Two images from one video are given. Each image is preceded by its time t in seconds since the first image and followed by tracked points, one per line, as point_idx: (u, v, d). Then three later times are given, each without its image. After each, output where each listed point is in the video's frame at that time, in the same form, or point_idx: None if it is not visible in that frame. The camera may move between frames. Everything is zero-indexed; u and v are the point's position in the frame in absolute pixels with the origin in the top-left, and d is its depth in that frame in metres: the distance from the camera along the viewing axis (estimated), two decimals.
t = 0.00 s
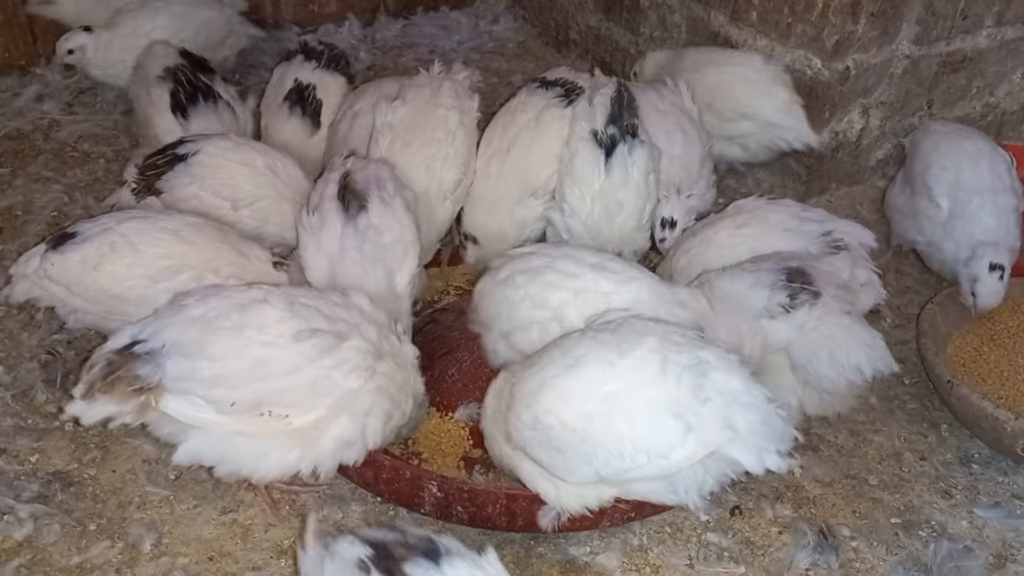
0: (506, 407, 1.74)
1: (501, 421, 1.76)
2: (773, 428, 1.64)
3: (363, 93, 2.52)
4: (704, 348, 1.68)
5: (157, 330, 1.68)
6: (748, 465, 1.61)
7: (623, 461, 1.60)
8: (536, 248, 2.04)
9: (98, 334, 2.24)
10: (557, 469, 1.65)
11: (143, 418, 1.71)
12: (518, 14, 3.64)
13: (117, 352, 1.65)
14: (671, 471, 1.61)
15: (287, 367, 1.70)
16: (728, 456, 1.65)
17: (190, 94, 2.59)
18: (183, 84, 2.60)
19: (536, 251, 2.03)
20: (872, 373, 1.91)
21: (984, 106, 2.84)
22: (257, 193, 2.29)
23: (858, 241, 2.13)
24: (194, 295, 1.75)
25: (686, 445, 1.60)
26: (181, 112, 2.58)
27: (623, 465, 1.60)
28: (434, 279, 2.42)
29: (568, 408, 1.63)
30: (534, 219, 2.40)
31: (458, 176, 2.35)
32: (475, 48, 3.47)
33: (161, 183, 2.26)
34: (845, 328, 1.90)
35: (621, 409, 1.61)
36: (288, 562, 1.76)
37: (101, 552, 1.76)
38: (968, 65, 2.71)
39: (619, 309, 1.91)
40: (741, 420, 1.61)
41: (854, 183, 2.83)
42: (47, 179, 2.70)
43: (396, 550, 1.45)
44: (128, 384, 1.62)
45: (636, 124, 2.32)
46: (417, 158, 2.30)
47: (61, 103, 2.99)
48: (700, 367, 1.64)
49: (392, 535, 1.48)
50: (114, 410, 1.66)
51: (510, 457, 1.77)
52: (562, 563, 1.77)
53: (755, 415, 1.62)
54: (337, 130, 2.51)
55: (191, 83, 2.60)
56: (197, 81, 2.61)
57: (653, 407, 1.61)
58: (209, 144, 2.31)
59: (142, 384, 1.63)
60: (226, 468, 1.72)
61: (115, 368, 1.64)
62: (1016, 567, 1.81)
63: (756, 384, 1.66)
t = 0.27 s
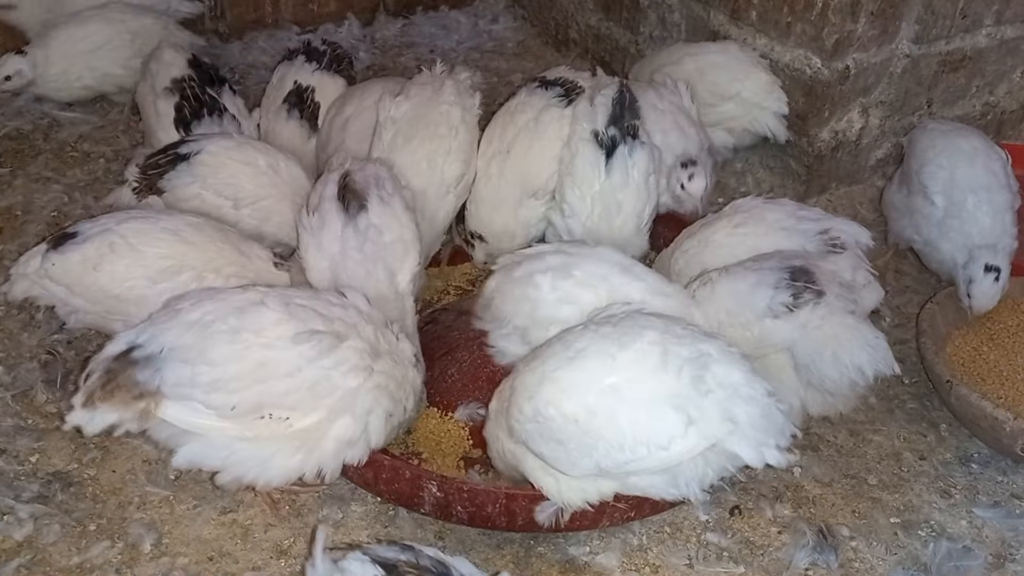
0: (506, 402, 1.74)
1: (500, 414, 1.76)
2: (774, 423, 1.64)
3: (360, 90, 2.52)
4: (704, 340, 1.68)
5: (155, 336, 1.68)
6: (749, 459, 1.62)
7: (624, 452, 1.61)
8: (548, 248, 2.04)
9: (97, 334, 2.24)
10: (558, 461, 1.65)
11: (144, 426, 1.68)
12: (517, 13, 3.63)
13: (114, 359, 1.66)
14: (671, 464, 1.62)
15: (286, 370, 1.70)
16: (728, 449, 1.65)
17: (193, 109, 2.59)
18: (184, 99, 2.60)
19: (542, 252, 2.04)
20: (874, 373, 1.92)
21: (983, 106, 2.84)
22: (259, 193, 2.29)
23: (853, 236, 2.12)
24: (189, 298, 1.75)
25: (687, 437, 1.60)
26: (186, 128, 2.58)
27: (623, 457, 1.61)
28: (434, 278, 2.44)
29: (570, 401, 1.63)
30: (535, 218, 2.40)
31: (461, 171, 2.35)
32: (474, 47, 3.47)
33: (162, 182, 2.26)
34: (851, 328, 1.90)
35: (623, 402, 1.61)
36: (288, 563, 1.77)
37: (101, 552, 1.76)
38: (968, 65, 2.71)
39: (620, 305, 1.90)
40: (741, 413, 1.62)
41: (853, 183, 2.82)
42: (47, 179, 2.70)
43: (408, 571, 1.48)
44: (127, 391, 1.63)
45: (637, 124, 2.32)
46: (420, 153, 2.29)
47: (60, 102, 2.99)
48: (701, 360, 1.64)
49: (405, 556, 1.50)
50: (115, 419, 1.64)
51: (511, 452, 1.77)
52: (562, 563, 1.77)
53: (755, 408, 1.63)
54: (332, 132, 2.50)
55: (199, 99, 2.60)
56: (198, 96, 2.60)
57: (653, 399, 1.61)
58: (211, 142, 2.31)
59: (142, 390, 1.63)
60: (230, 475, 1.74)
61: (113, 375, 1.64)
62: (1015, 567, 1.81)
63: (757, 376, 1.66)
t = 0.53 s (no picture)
0: (519, 397, 1.72)
1: (508, 412, 1.75)
2: (789, 429, 1.62)
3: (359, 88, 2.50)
4: (723, 345, 1.68)
5: (159, 337, 1.67)
6: (765, 461, 1.60)
7: (637, 453, 1.60)
8: (544, 249, 2.04)
9: (95, 335, 2.24)
10: (570, 463, 1.64)
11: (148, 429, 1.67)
12: (515, 13, 3.63)
13: (117, 360, 1.64)
14: (682, 467, 1.62)
15: (293, 373, 1.70)
16: (744, 453, 1.65)
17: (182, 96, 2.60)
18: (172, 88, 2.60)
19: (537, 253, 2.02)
20: (867, 370, 1.90)
21: (981, 105, 2.84)
22: (253, 193, 2.29)
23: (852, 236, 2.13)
24: (191, 300, 1.74)
25: (701, 440, 1.60)
26: (175, 117, 2.58)
27: (637, 458, 1.60)
28: (432, 278, 2.44)
29: (584, 402, 1.62)
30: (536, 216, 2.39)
31: (467, 168, 2.36)
32: (472, 47, 3.46)
33: (156, 183, 2.26)
34: (844, 327, 1.89)
35: (637, 402, 1.61)
36: (285, 563, 1.76)
37: (99, 553, 1.76)
38: (966, 64, 2.71)
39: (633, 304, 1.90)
40: (757, 417, 1.61)
41: (852, 182, 2.82)
42: (44, 180, 2.70)
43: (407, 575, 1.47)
44: (132, 394, 1.61)
45: (635, 122, 2.32)
46: (425, 151, 2.30)
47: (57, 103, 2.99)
48: (719, 364, 1.64)
49: (404, 559, 1.50)
50: (119, 421, 1.63)
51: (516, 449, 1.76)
52: (560, 563, 1.77)
53: (771, 412, 1.62)
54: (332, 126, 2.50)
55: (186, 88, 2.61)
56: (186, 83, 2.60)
57: (669, 400, 1.61)
58: (206, 143, 2.31)
59: (147, 393, 1.62)
60: (235, 482, 1.72)
61: (118, 376, 1.62)
62: (1014, 566, 1.81)
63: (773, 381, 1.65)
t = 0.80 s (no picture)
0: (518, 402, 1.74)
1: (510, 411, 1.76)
2: (792, 408, 1.65)
3: (358, 88, 2.51)
4: (722, 331, 1.68)
5: (163, 337, 1.68)
6: (771, 445, 1.62)
7: (644, 443, 1.60)
8: (534, 247, 2.03)
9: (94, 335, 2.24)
10: (573, 460, 1.64)
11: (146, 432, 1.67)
12: (514, 13, 3.63)
13: (120, 359, 1.65)
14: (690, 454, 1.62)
15: (296, 378, 1.69)
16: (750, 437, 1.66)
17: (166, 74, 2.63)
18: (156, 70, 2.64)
19: (516, 253, 2.03)
20: (869, 374, 1.91)
21: (980, 105, 2.84)
22: (248, 197, 2.29)
23: (850, 230, 2.14)
24: (197, 301, 1.75)
25: (708, 426, 1.61)
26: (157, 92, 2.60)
27: (643, 449, 1.60)
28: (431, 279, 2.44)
29: (587, 397, 1.62)
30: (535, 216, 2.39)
31: (463, 169, 2.36)
32: (472, 47, 3.46)
33: (155, 183, 2.27)
34: (845, 328, 1.90)
35: (640, 392, 1.61)
36: (284, 563, 1.76)
37: (99, 553, 1.76)
38: (964, 64, 2.71)
39: (620, 301, 1.89)
40: (763, 400, 1.62)
41: (851, 182, 2.82)
42: (43, 180, 2.70)
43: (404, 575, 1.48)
44: (137, 391, 1.63)
45: (634, 125, 2.32)
46: (423, 150, 2.31)
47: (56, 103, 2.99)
48: (721, 347, 1.64)
49: (400, 559, 1.50)
50: (115, 419, 1.64)
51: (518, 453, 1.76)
52: (559, 564, 1.77)
53: (774, 394, 1.63)
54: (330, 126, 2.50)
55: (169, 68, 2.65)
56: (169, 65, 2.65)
57: (671, 387, 1.61)
58: (202, 144, 2.31)
59: (149, 393, 1.63)
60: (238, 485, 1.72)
61: (123, 374, 1.64)
62: (1012, 566, 1.81)
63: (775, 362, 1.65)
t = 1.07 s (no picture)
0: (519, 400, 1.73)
1: (509, 411, 1.76)
2: (792, 412, 1.65)
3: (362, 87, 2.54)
4: (726, 333, 1.69)
5: (162, 343, 1.68)
6: (769, 448, 1.63)
7: (642, 443, 1.61)
8: (540, 259, 2.04)
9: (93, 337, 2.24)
10: (573, 458, 1.64)
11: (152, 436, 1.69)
12: (514, 14, 3.64)
13: (119, 367, 1.65)
14: (689, 457, 1.62)
15: (298, 375, 1.70)
16: (747, 439, 1.67)
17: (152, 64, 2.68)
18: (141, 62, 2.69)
19: (529, 264, 2.03)
20: (870, 373, 1.90)
21: (979, 106, 2.85)
22: (242, 203, 2.30)
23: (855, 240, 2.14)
24: (193, 305, 1.75)
25: (706, 427, 1.61)
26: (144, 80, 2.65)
27: (642, 448, 1.61)
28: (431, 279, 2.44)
29: (588, 395, 1.62)
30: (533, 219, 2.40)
31: (465, 172, 2.36)
32: (471, 48, 3.47)
33: (144, 192, 2.26)
34: (847, 327, 1.89)
35: (640, 393, 1.62)
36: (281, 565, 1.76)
37: (98, 555, 1.76)
38: (964, 65, 2.72)
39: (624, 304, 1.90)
40: (763, 401, 1.63)
41: (850, 183, 2.83)
42: (42, 181, 2.71)
43: None
44: (137, 399, 1.62)
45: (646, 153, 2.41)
46: (424, 153, 2.31)
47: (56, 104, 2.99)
48: (722, 349, 1.65)
49: (398, 563, 1.51)
50: (118, 427, 1.65)
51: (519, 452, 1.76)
52: (558, 565, 1.77)
53: (774, 396, 1.63)
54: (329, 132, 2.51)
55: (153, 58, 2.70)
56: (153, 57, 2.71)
57: (672, 388, 1.62)
58: (192, 152, 2.31)
59: (151, 399, 1.62)
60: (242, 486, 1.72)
61: (122, 384, 1.63)
62: (1011, 567, 1.81)
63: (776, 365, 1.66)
